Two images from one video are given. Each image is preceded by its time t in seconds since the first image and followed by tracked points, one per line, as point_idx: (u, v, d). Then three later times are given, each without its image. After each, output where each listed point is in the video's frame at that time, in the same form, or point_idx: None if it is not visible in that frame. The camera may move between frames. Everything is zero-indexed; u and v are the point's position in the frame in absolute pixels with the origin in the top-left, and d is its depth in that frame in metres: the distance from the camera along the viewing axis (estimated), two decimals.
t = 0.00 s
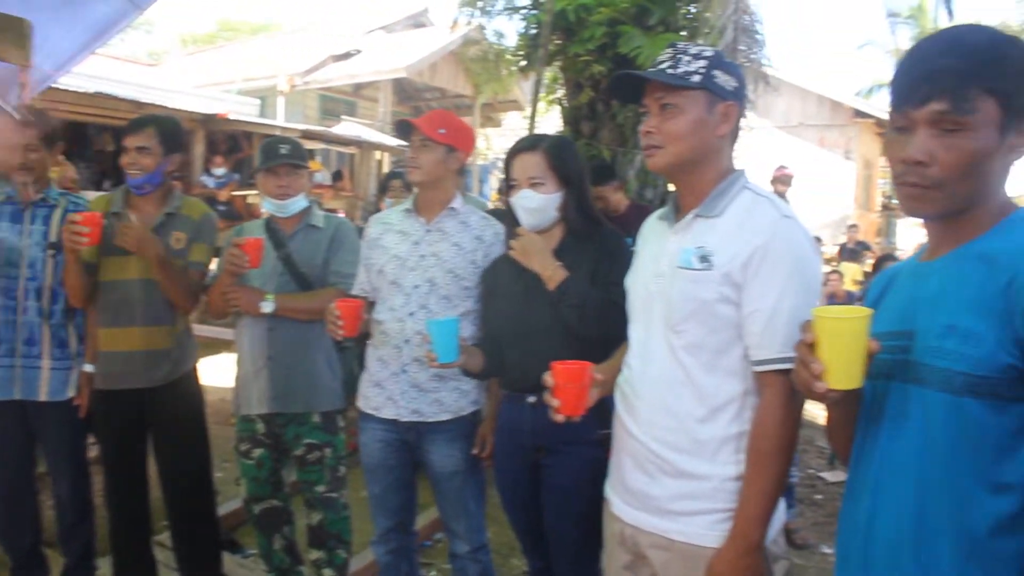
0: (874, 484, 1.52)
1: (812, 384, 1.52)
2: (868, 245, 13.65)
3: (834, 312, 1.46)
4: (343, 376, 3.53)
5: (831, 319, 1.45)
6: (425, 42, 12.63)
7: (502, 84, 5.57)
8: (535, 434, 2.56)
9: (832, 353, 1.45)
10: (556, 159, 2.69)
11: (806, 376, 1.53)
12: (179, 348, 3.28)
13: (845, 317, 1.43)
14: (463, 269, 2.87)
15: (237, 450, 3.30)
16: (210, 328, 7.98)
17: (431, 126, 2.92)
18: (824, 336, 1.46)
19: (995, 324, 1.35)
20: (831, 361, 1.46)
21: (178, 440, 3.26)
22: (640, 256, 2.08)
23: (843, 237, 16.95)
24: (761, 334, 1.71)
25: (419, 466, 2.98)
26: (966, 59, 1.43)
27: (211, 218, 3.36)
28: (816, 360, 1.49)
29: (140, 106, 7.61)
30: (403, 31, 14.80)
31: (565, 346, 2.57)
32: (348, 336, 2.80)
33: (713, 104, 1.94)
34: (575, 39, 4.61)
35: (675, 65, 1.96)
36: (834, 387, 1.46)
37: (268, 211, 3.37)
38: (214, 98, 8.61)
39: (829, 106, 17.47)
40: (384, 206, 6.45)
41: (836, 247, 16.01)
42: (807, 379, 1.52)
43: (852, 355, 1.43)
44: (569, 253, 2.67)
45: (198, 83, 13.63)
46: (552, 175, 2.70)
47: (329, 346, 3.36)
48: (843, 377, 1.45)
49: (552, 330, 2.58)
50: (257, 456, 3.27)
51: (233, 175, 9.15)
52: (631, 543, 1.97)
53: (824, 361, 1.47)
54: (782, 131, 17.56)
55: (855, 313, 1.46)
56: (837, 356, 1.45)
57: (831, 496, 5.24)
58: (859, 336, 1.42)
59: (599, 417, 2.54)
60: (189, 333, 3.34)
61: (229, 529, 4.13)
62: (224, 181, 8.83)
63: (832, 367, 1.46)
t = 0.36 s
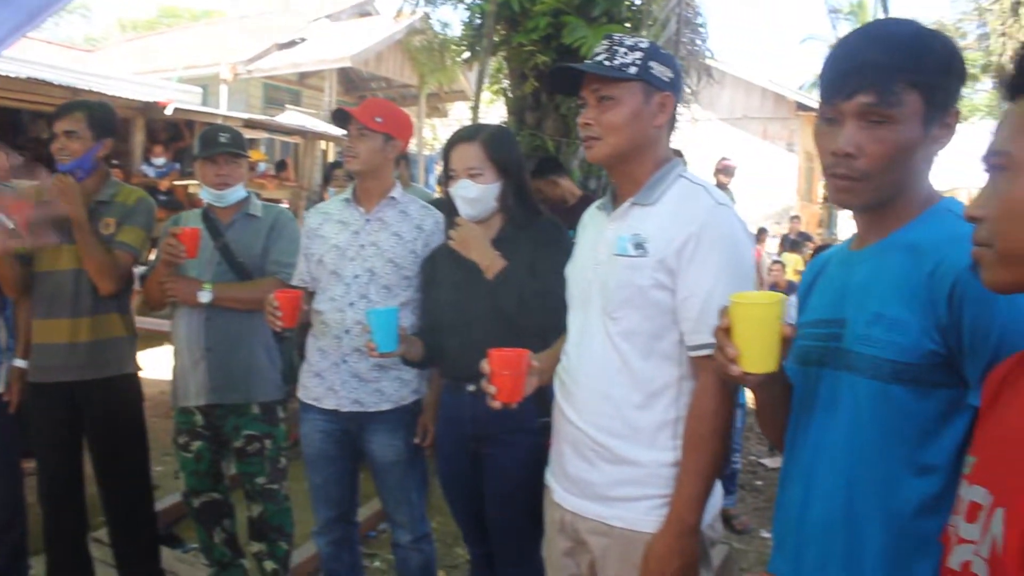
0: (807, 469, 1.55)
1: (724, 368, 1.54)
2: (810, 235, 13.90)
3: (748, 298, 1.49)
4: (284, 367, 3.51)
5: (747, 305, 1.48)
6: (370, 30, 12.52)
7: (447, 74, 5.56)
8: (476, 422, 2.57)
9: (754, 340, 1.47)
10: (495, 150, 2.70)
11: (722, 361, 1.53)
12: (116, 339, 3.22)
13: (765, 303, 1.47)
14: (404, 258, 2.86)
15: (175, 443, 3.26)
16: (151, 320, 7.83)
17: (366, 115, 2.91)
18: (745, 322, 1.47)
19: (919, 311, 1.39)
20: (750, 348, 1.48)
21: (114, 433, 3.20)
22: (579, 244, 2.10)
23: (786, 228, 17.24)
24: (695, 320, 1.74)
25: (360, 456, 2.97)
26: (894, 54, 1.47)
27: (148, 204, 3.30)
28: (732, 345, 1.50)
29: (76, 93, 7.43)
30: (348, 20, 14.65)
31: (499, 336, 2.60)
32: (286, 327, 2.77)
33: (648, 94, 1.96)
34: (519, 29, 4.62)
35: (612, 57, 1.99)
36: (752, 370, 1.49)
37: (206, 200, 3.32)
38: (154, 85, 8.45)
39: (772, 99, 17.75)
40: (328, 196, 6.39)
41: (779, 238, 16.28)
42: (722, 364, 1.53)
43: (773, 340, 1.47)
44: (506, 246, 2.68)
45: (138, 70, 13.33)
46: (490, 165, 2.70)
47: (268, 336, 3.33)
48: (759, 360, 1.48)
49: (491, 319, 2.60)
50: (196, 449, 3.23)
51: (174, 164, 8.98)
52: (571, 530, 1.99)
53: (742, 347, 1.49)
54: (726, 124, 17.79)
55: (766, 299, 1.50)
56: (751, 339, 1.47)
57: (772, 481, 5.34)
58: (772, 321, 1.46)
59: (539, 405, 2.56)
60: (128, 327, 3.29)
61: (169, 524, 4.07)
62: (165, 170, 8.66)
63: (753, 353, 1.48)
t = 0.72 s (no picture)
0: (761, 458, 1.57)
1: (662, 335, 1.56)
2: (772, 227, 14.04)
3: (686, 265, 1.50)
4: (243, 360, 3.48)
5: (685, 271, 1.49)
6: (333, 21, 12.41)
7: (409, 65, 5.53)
8: (437, 416, 2.57)
9: (692, 308, 1.48)
10: (454, 140, 2.69)
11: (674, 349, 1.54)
12: (73, 333, 3.17)
13: (703, 271, 1.48)
14: (363, 249, 2.85)
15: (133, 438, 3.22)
16: (110, 314, 7.70)
17: (321, 105, 2.91)
18: (682, 291, 1.48)
19: (871, 302, 1.41)
20: (687, 316, 1.50)
21: (70, 429, 3.15)
22: (535, 236, 2.11)
23: (749, 221, 17.40)
24: (648, 312, 1.75)
25: (321, 450, 2.95)
26: (805, 44, 1.50)
27: (107, 193, 3.24)
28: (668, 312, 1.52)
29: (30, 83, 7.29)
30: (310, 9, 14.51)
31: (458, 327, 2.61)
32: (245, 319, 2.75)
33: (622, 90, 2.00)
34: (481, 20, 4.60)
35: (593, 48, 1.94)
36: (689, 337, 1.51)
37: (162, 191, 3.27)
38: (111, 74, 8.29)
39: (735, 92, 17.88)
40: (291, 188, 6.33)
41: (742, 231, 16.43)
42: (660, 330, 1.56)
43: (710, 310, 1.49)
44: (464, 238, 2.71)
45: (96, 60, 13.12)
46: (448, 155, 2.69)
47: (227, 328, 3.31)
48: (696, 328, 1.50)
49: (451, 310, 2.61)
50: (154, 443, 3.19)
51: (133, 155, 8.84)
52: (530, 522, 1.99)
53: (678, 314, 1.51)
54: (689, 117, 17.89)
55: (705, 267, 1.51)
56: (689, 307, 1.49)
57: (734, 471, 5.40)
58: (712, 289, 1.48)
59: (499, 396, 2.57)
60: (88, 322, 3.24)
61: (129, 521, 4.01)
62: (124, 162, 8.53)
63: (690, 323, 1.50)
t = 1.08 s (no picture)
0: (713, 452, 1.57)
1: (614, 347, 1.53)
2: (730, 223, 14.18)
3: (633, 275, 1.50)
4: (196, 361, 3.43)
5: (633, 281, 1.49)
6: (290, 17, 12.29)
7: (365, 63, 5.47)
8: (392, 416, 2.58)
9: (643, 317, 1.47)
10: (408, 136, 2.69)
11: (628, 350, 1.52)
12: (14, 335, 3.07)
13: (651, 279, 1.48)
14: (317, 248, 2.82)
15: (84, 442, 3.16)
16: (61, 316, 7.55)
17: (269, 104, 2.87)
18: (634, 299, 1.47)
19: (822, 297, 1.42)
20: (640, 325, 1.48)
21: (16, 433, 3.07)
22: (487, 233, 2.09)
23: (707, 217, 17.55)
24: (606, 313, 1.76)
25: (275, 451, 2.91)
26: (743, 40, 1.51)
27: (56, 193, 3.18)
28: (621, 323, 1.49)
29: None
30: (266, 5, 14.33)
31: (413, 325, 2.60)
32: (196, 319, 2.71)
33: (586, 87, 2.03)
34: (438, 16, 4.58)
35: (562, 44, 1.95)
36: (643, 346, 1.49)
37: (112, 190, 3.21)
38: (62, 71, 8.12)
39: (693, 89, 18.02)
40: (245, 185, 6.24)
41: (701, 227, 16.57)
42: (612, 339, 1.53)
43: (662, 316, 1.48)
44: (417, 234, 2.68)
45: (45, 55, 12.86)
46: (403, 152, 2.69)
47: (180, 328, 3.26)
48: (649, 337, 1.49)
49: (403, 308, 2.60)
50: (105, 447, 3.13)
51: (84, 154, 8.67)
52: (485, 520, 1.99)
53: (631, 323, 1.49)
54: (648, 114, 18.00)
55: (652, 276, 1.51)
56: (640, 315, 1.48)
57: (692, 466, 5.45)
58: (662, 296, 1.47)
59: (455, 394, 2.56)
60: (37, 326, 3.17)
61: (80, 526, 3.94)
62: (75, 161, 8.37)
63: (644, 330, 1.48)
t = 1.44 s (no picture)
0: (655, 439, 1.58)
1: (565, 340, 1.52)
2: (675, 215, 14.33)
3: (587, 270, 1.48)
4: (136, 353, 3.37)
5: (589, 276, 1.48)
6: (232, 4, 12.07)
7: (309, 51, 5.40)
8: (334, 404, 2.57)
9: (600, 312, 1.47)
10: (351, 125, 2.68)
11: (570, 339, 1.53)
12: None
13: (603, 273, 1.47)
14: (257, 237, 2.78)
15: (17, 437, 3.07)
16: None
17: (218, 90, 2.82)
18: (594, 296, 1.46)
19: (764, 287, 1.44)
20: (591, 318, 1.48)
21: None
22: (428, 221, 2.08)
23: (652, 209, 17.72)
24: (549, 304, 1.76)
25: (216, 444, 2.87)
26: (683, 29, 1.52)
27: None
28: (572, 317, 1.49)
29: None
30: None
31: (354, 316, 2.58)
32: (133, 311, 2.66)
33: (525, 76, 2.02)
34: (382, 5, 4.55)
35: (497, 31, 1.95)
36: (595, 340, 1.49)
37: (45, 177, 3.12)
38: None
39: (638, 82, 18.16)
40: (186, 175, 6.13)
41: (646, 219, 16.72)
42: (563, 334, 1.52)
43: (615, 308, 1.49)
44: (359, 223, 2.66)
45: None
46: (343, 140, 2.67)
47: (118, 319, 3.19)
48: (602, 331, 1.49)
49: (346, 297, 2.59)
50: (40, 441, 3.05)
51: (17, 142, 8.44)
52: (425, 512, 1.98)
53: (588, 319, 1.48)
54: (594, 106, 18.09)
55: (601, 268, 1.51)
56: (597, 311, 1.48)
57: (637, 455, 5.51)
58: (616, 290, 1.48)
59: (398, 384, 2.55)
60: None
61: (14, 524, 3.84)
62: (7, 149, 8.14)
63: (598, 325, 1.48)
